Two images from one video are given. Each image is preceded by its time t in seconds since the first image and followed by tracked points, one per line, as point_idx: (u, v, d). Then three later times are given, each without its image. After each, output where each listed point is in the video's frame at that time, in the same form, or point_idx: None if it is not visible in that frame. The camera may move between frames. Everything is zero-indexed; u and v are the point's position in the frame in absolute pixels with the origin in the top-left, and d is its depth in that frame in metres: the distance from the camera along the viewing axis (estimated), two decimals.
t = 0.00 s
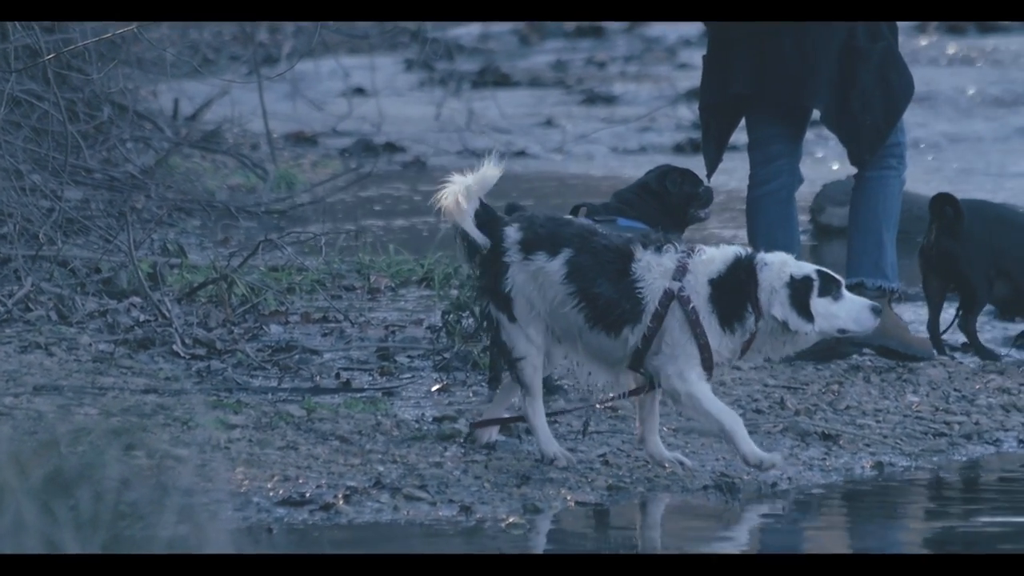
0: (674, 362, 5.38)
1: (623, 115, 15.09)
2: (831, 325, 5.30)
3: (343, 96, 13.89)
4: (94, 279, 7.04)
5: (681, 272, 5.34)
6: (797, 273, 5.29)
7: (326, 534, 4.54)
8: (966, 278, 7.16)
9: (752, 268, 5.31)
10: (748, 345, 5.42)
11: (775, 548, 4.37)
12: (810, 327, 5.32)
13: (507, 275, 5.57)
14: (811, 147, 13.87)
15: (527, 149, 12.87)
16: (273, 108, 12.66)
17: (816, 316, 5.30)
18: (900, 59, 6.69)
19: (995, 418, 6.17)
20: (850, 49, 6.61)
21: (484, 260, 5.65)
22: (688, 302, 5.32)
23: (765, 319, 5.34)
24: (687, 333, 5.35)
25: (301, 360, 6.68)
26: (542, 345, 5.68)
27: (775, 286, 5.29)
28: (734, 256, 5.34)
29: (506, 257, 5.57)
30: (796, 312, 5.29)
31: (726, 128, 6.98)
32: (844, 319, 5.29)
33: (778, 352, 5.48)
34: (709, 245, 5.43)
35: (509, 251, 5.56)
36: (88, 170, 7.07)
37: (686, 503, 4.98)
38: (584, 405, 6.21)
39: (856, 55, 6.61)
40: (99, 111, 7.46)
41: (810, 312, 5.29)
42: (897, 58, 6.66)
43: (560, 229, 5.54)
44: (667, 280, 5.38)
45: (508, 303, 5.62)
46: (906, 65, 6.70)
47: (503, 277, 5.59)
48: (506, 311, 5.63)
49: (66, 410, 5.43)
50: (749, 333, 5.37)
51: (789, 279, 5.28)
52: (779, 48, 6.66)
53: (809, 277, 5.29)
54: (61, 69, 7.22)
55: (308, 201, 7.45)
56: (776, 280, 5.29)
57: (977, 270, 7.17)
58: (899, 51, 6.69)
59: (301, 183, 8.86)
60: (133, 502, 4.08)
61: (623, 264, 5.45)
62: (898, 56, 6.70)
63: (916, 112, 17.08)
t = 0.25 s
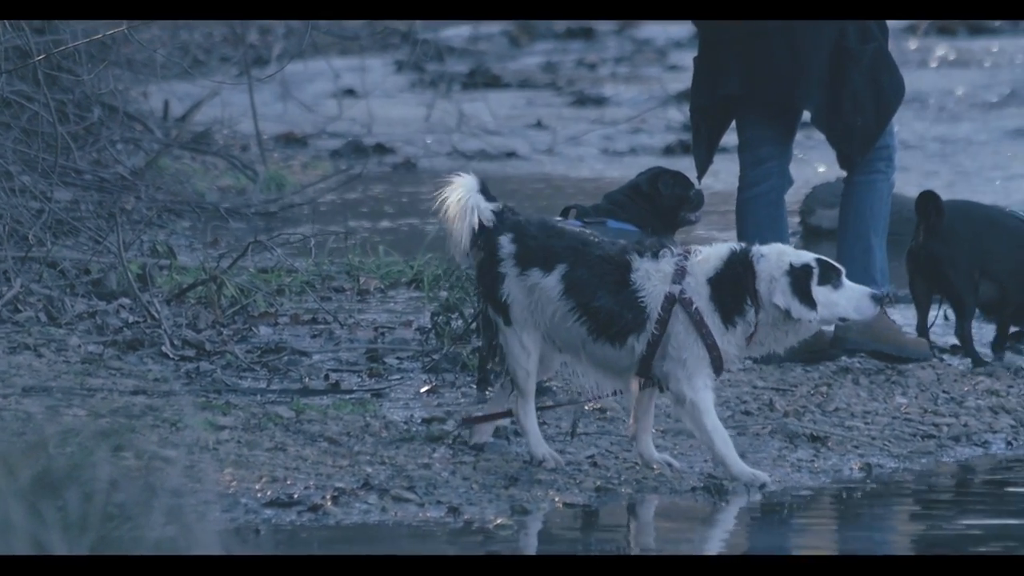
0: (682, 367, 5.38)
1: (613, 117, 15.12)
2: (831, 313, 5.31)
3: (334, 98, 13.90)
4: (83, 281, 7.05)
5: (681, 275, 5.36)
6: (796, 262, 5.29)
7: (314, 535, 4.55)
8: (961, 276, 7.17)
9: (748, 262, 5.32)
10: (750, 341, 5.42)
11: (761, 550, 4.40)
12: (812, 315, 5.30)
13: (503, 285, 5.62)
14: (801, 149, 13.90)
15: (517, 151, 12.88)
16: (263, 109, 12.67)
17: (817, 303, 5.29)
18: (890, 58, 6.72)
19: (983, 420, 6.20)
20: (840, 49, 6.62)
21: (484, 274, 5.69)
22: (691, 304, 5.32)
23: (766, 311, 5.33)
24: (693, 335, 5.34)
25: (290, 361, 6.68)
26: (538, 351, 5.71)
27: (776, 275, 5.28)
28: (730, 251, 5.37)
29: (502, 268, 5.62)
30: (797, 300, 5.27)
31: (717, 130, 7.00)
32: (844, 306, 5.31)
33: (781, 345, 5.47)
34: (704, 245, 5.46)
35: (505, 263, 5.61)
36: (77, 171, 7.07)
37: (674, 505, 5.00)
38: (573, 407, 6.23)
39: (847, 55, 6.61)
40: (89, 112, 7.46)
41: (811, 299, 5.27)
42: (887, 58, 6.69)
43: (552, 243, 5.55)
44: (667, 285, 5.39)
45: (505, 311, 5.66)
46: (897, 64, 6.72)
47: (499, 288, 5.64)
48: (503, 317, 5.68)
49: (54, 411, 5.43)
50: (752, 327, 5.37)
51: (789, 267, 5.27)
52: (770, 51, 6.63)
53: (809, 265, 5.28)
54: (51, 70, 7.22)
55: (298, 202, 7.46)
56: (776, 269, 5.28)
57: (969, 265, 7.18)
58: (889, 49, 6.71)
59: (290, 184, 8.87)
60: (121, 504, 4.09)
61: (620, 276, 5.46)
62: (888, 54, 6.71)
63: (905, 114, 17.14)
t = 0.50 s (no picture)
0: (680, 374, 5.38)
1: (602, 119, 15.13)
2: (828, 305, 5.25)
3: (322, 100, 13.89)
4: (72, 283, 7.03)
5: (677, 280, 5.34)
6: (790, 254, 5.22)
7: (303, 537, 4.55)
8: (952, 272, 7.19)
9: (741, 259, 5.28)
10: (749, 340, 5.38)
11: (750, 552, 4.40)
12: (808, 308, 5.23)
13: (501, 285, 5.64)
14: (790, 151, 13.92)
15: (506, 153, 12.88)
16: (252, 112, 12.66)
17: (812, 296, 5.22)
18: (878, 59, 6.64)
19: (972, 422, 6.20)
20: (829, 51, 6.53)
21: (484, 274, 5.70)
22: (687, 310, 5.31)
23: (762, 307, 5.29)
24: (689, 341, 5.34)
25: (279, 363, 6.67)
26: (533, 353, 5.73)
27: (771, 269, 5.22)
28: (723, 251, 5.33)
29: (502, 267, 5.63)
30: (792, 294, 5.21)
31: (705, 131, 7.01)
32: (840, 298, 5.25)
33: (781, 341, 5.42)
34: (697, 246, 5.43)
35: (505, 262, 5.63)
36: (66, 173, 7.04)
37: (664, 507, 5.00)
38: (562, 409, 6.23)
39: (836, 57, 6.52)
40: (77, 114, 7.44)
41: (807, 292, 5.21)
42: (876, 59, 6.61)
43: (553, 246, 5.57)
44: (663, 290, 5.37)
45: (502, 310, 5.68)
46: (884, 66, 6.64)
47: (498, 287, 5.66)
48: (499, 315, 5.69)
49: (43, 413, 5.41)
50: (749, 326, 5.34)
51: (783, 260, 5.21)
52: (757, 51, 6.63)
53: (803, 257, 5.22)
54: (39, 72, 7.20)
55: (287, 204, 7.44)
56: (769, 264, 5.23)
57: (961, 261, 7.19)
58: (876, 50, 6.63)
59: (279, 187, 8.86)
60: (109, 507, 4.08)
61: (616, 284, 5.46)
62: (875, 54, 6.63)
63: (893, 116, 17.18)
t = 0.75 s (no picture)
0: (674, 376, 5.40)
1: (591, 121, 15.16)
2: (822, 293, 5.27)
3: (312, 102, 13.90)
4: (61, 284, 7.02)
5: (669, 283, 5.37)
6: (781, 244, 5.25)
7: (292, 539, 4.56)
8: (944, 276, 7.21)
9: (731, 255, 5.31)
10: (744, 336, 5.40)
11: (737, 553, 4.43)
12: (800, 297, 5.26)
13: (500, 286, 5.63)
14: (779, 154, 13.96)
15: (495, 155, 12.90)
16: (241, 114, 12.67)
17: (804, 285, 5.24)
18: (869, 64, 6.65)
19: (960, 424, 6.23)
20: (818, 53, 6.56)
21: (483, 274, 5.69)
22: (680, 311, 5.33)
23: (755, 301, 5.32)
24: (683, 343, 5.35)
25: (268, 365, 6.67)
26: (526, 354, 5.74)
27: (762, 261, 5.25)
28: (713, 249, 5.36)
29: (501, 268, 5.62)
30: (784, 284, 5.24)
31: (696, 134, 6.96)
32: (833, 286, 5.25)
33: (777, 334, 5.43)
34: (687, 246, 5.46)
35: (504, 264, 5.61)
36: (55, 175, 7.04)
37: (652, 509, 5.02)
38: (551, 411, 6.25)
39: (825, 59, 6.55)
40: (67, 115, 7.43)
41: (799, 281, 5.23)
42: (867, 62, 6.62)
43: (553, 247, 5.56)
44: (655, 293, 5.40)
45: (498, 311, 5.67)
46: (875, 71, 6.66)
47: (496, 288, 5.65)
48: (495, 315, 5.69)
49: (31, 415, 5.42)
50: (743, 322, 5.36)
51: (774, 250, 5.24)
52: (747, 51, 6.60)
53: (794, 246, 5.24)
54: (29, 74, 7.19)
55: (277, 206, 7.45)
56: (760, 255, 5.25)
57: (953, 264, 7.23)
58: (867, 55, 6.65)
59: (269, 189, 8.87)
60: (97, 508, 4.09)
61: (615, 284, 5.46)
62: (867, 60, 6.65)
63: (881, 119, 17.23)
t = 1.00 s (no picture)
0: (669, 376, 5.39)
1: (580, 123, 15.18)
2: (814, 278, 5.28)
3: (300, 103, 13.90)
4: (49, 285, 7.02)
5: (663, 282, 5.34)
6: (772, 232, 5.25)
7: (281, 540, 4.56)
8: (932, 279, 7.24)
9: (722, 247, 5.30)
10: (741, 329, 5.39)
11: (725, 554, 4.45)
12: (795, 282, 5.26)
13: (496, 288, 5.65)
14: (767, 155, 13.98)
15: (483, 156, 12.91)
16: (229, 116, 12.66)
17: (798, 270, 5.25)
18: (857, 63, 6.69)
19: (949, 425, 6.25)
20: (807, 53, 6.59)
21: (478, 275, 5.71)
22: (675, 310, 5.31)
23: (750, 291, 5.31)
24: (679, 342, 5.33)
25: (257, 366, 6.67)
26: (520, 355, 5.75)
27: (753, 249, 5.25)
28: (704, 244, 5.35)
29: (496, 269, 5.64)
30: (777, 270, 5.23)
31: (685, 135, 6.93)
32: (826, 270, 5.29)
33: (773, 322, 5.43)
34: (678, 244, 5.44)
35: (500, 265, 5.64)
36: (43, 176, 7.03)
37: (641, 510, 5.03)
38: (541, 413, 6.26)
39: (813, 59, 6.59)
40: (55, 117, 7.42)
41: (791, 267, 5.23)
42: (855, 62, 6.67)
43: (548, 249, 5.57)
44: (649, 293, 5.37)
45: (493, 312, 5.68)
46: (862, 71, 6.70)
47: (492, 289, 5.66)
48: (489, 316, 5.70)
49: (20, 417, 5.41)
50: (738, 314, 5.34)
51: (765, 238, 5.24)
52: (735, 52, 6.56)
53: (786, 233, 5.24)
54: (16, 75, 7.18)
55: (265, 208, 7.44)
56: (752, 244, 5.25)
57: (941, 269, 7.26)
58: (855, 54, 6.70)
59: (257, 190, 8.86)
60: (85, 510, 4.15)
61: (611, 284, 5.46)
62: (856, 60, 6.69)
63: (868, 120, 17.28)
